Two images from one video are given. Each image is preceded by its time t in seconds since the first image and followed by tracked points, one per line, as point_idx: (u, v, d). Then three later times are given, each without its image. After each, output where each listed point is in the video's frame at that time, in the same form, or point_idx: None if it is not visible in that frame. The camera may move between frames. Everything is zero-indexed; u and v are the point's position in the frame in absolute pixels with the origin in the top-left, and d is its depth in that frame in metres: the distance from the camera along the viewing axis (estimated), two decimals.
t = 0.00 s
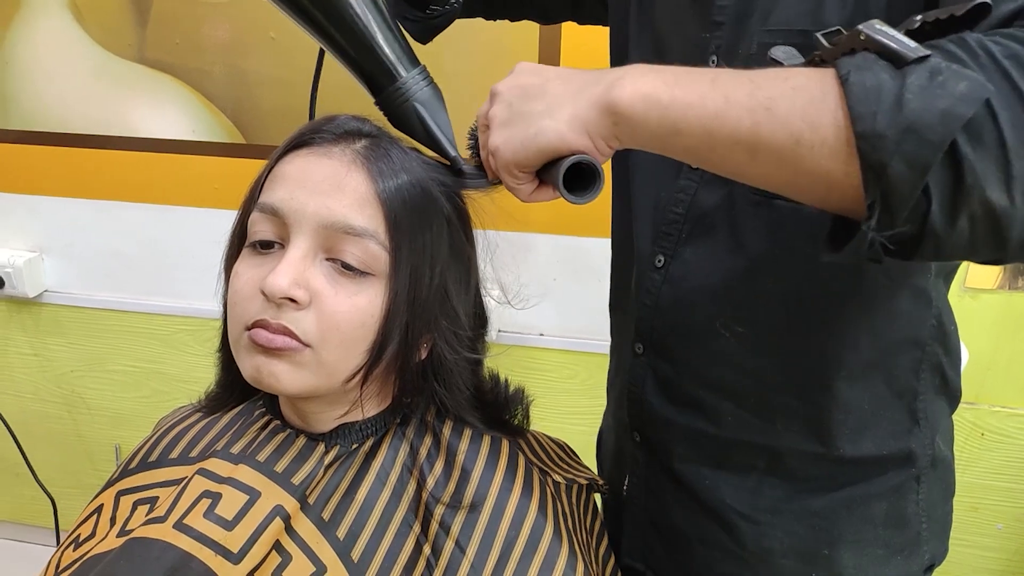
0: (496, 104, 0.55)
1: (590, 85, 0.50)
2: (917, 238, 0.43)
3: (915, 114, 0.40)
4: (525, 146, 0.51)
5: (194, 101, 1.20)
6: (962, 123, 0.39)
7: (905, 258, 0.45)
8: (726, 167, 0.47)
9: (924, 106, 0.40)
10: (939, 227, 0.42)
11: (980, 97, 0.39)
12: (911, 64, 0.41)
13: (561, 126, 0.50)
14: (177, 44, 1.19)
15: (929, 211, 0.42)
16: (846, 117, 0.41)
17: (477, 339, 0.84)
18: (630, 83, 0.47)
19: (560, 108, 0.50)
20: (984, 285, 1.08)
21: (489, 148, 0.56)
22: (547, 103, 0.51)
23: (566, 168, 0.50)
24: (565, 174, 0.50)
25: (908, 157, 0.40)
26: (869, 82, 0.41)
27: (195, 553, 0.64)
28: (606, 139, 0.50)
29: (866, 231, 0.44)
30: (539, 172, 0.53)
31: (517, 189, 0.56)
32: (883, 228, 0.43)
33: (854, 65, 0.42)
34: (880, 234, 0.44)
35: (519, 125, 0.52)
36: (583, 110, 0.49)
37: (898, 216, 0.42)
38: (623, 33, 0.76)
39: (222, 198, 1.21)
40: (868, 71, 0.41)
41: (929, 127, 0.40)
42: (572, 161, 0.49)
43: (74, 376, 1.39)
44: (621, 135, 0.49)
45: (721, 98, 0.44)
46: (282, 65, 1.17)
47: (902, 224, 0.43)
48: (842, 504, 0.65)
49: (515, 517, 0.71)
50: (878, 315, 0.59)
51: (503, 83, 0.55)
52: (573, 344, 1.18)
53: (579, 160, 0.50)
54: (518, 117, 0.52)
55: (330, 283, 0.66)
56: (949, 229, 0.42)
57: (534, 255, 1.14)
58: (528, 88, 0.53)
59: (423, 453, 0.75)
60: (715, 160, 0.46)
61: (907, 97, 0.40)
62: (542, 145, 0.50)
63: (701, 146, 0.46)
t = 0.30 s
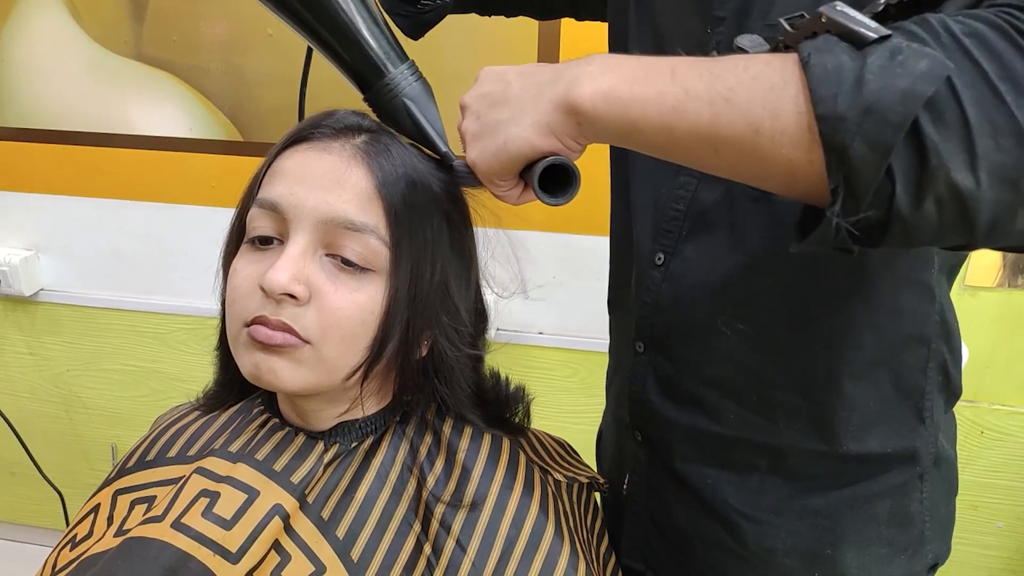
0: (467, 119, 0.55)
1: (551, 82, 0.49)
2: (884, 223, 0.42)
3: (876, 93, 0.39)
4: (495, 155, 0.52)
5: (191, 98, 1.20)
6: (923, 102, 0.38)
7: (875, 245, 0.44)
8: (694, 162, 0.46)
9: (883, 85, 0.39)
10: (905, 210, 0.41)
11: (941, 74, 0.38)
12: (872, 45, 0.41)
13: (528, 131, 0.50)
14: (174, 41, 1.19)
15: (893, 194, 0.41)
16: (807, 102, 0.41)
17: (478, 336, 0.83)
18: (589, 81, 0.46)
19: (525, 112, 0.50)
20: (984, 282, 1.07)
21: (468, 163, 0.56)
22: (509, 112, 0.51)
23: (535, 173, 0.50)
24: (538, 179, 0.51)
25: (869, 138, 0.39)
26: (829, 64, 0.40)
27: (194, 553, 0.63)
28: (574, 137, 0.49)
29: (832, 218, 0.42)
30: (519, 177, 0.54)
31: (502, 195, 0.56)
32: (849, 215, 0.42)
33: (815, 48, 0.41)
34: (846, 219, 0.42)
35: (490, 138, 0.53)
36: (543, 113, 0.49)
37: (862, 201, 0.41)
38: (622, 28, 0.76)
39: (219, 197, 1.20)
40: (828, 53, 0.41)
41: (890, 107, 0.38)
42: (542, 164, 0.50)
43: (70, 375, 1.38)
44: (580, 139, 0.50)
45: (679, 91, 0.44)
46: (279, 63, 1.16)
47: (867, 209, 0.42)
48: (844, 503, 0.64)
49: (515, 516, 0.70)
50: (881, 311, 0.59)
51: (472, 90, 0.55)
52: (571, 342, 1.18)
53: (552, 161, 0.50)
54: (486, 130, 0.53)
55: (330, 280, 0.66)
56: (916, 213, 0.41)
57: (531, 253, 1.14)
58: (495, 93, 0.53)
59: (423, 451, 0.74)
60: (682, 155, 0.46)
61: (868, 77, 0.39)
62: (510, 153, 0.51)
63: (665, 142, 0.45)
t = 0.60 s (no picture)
0: (470, 129, 0.55)
1: (554, 91, 0.49)
2: (892, 229, 0.42)
3: (883, 97, 0.39)
4: (500, 160, 0.52)
5: (193, 111, 1.17)
6: (931, 106, 0.38)
7: (881, 251, 0.43)
8: (699, 169, 0.45)
9: (890, 89, 0.39)
10: (915, 215, 0.40)
11: (949, 78, 0.38)
12: (876, 50, 0.41)
13: (532, 140, 0.49)
14: (177, 54, 1.15)
15: (903, 199, 0.40)
16: (813, 107, 0.40)
17: (481, 347, 0.83)
18: (591, 90, 0.46)
19: (529, 121, 0.50)
20: (987, 297, 1.07)
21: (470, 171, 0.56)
22: (513, 122, 0.51)
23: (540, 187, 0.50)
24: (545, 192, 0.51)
25: (877, 142, 0.39)
26: (836, 70, 0.40)
27: (195, 567, 0.62)
28: (578, 145, 0.49)
29: (839, 224, 0.42)
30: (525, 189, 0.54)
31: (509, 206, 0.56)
32: (857, 221, 0.41)
33: (821, 53, 0.41)
34: (854, 226, 0.41)
35: (495, 147, 0.52)
36: (547, 122, 0.49)
37: (871, 207, 0.41)
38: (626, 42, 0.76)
39: (223, 211, 1.20)
40: (833, 58, 0.41)
41: (896, 110, 0.38)
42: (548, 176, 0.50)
43: (69, 390, 1.37)
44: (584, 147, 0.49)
45: (683, 98, 0.44)
46: (283, 80, 1.13)
47: (875, 216, 0.41)
48: (851, 520, 0.64)
49: (520, 532, 0.69)
50: (891, 322, 0.58)
51: (475, 100, 0.55)
52: (572, 356, 1.17)
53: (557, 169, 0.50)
54: (491, 140, 0.53)
55: (334, 290, 0.65)
56: (925, 219, 0.40)
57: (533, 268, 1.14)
58: (497, 103, 0.53)
59: (426, 465, 0.74)
60: (687, 162, 0.45)
61: (873, 81, 0.39)
62: (515, 163, 0.51)
63: (670, 150, 0.45)
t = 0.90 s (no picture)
0: (519, 128, 0.52)
1: (619, 106, 0.49)
2: (952, 262, 0.43)
3: (951, 138, 0.40)
4: (554, 161, 0.49)
5: (198, 129, 1.18)
6: (998, 148, 0.39)
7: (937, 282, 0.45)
8: (752, 192, 0.46)
9: (958, 131, 0.40)
10: (976, 251, 0.42)
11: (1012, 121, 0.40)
12: (940, 88, 0.41)
13: (598, 148, 0.48)
14: (184, 73, 1.16)
15: (965, 236, 0.42)
16: (878, 141, 0.41)
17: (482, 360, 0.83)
18: (662, 109, 0.47)
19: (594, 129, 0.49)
20: (991, 312, 1.07)
21: (512, 171, 0.53)
22: (572, 127, 0.49)
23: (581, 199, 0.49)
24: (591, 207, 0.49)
25: (942, 181, 0.40)
26: (902, 108, 0.40)
27: None
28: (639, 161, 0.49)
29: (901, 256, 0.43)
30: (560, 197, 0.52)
31: (535, 213, 0.55)
32: (919, 255, 0.43)
33: (888, 90, 0.41)
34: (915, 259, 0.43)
35: (549, 148, 0.50)
36: (614, 132, 0.48)
37: (933, 242, 0.42)
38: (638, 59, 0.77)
39: (226, 227, 1.21)
40: (901, 96, 0.41)
41: (965, 152, 0.39)
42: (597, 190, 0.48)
43: (72, 406, 1.37)
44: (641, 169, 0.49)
45: (751, 121, 0.44)
46: (291, 98, 1.13)
47: (938, 249, 0.42)
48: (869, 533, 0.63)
49: (524, 545, 0.69)
50: (908, 341, 0.59)
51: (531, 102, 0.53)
52: (576, 372, 1.17)
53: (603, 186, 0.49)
54: (546, 141, 0.50)
55: (333, 306, 0.66)
56: (986, 254, 0.42)
57: (537, 284, 1.14)
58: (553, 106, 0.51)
59: (430, 479, 0.73)
60: (742, 185, 0.46)
61: (941, 120, 0.40)
62: (573, 168, 0.49)
63: (732, 171, 0.45)
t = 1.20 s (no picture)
0: (529, 132, 0.56)
1: (625, 119, 0.51)
2: (919, 299, 0.43)
3: (911, 177, 0.40)
4: (555, 166, 0.52)
5: (201, 137, 1.19)
6: (958, 190, 0.39)
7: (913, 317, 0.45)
8: (741, 217, 0.47)
9: (920, 170, 0.40)
10: (941, 291, 0.42)
11: (979, 166, 0.39)
12: (916, 125, 0.41)
13: (600, 156, 0.51)
14: (187, 81, 1.17)
15: (928, 276, 0.42)
16: (850, 176, 0.42)
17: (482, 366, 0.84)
18: (661, 126, 0.48)
19: (599, 138, 0.51)
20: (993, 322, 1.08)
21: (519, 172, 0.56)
22: (577, 137, 0.52)
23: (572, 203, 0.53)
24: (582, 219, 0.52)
25: (903, 221, 0.40)
26: (874, 143, 0.41)
27: None
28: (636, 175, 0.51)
29: (868, 290, 0.44)
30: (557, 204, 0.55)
31: (531, 217, 0.58)
32: (885, 290, 0.43)
33: (865, 123, 0.42)
34: (882, 293, 0.43)
35: (554, 155, 0.53)
36: (616, 144, 0.50)
37: (898, 279, 0.42)
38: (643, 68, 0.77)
39: (227, 234, 1.22)
40: (876, 131, 0.42)
41: (924, 195, 0.39)
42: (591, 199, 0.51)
43: (73, 412, 1.37)
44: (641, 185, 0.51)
45: (739, 148, 0.45)
46: (294, 106, 1.14)
47: (904, 285, 0.43)
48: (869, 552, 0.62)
49: (526, 551, 0.70)
50: (906, 367, 0.58)
51: (545, 108, 0.56)
52: (577, 380, 1.17)
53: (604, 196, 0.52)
54: (551, 150, 0.53)
55: (332, 316, 0.66)
56: (952, 294, 0.42)
57: (538, 292, 1.15)
58: (564, 115, 0.54)
59: (432, 485, 0.74)
60: (731, 209, 0.47)
61: (906, 160, 0.40)
62: (572, 174, 0.51)
63: (716, 192, 0.46)
